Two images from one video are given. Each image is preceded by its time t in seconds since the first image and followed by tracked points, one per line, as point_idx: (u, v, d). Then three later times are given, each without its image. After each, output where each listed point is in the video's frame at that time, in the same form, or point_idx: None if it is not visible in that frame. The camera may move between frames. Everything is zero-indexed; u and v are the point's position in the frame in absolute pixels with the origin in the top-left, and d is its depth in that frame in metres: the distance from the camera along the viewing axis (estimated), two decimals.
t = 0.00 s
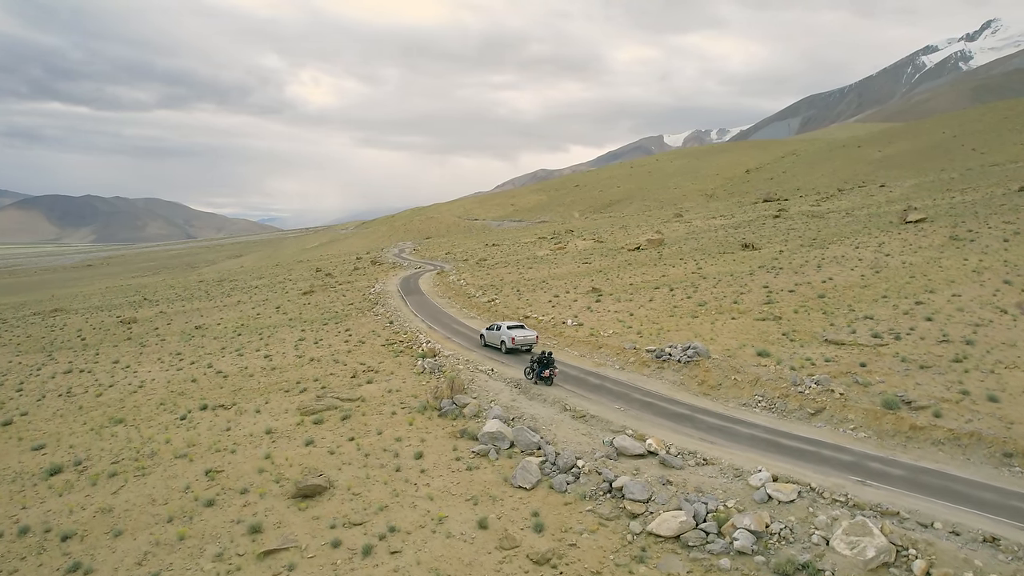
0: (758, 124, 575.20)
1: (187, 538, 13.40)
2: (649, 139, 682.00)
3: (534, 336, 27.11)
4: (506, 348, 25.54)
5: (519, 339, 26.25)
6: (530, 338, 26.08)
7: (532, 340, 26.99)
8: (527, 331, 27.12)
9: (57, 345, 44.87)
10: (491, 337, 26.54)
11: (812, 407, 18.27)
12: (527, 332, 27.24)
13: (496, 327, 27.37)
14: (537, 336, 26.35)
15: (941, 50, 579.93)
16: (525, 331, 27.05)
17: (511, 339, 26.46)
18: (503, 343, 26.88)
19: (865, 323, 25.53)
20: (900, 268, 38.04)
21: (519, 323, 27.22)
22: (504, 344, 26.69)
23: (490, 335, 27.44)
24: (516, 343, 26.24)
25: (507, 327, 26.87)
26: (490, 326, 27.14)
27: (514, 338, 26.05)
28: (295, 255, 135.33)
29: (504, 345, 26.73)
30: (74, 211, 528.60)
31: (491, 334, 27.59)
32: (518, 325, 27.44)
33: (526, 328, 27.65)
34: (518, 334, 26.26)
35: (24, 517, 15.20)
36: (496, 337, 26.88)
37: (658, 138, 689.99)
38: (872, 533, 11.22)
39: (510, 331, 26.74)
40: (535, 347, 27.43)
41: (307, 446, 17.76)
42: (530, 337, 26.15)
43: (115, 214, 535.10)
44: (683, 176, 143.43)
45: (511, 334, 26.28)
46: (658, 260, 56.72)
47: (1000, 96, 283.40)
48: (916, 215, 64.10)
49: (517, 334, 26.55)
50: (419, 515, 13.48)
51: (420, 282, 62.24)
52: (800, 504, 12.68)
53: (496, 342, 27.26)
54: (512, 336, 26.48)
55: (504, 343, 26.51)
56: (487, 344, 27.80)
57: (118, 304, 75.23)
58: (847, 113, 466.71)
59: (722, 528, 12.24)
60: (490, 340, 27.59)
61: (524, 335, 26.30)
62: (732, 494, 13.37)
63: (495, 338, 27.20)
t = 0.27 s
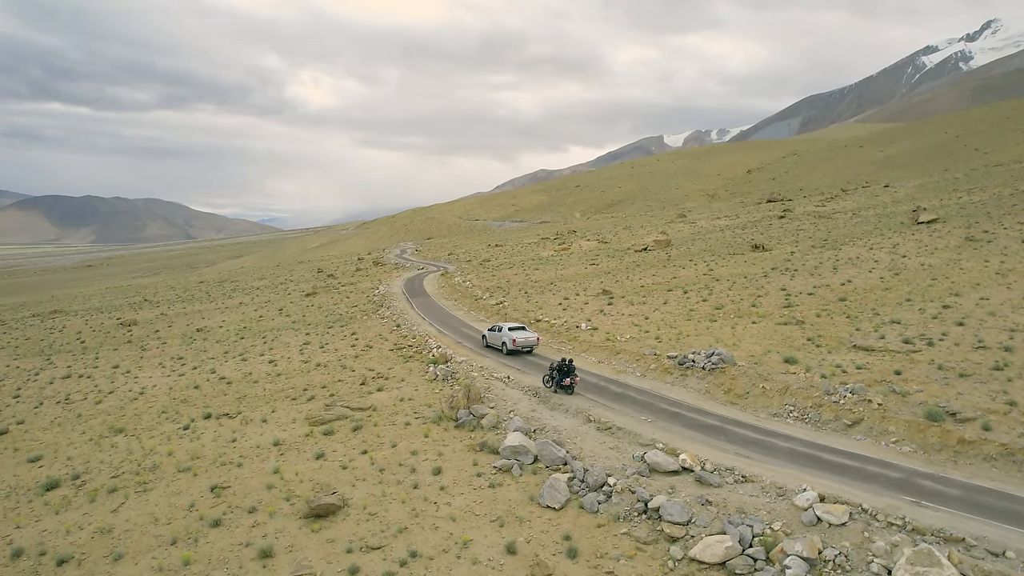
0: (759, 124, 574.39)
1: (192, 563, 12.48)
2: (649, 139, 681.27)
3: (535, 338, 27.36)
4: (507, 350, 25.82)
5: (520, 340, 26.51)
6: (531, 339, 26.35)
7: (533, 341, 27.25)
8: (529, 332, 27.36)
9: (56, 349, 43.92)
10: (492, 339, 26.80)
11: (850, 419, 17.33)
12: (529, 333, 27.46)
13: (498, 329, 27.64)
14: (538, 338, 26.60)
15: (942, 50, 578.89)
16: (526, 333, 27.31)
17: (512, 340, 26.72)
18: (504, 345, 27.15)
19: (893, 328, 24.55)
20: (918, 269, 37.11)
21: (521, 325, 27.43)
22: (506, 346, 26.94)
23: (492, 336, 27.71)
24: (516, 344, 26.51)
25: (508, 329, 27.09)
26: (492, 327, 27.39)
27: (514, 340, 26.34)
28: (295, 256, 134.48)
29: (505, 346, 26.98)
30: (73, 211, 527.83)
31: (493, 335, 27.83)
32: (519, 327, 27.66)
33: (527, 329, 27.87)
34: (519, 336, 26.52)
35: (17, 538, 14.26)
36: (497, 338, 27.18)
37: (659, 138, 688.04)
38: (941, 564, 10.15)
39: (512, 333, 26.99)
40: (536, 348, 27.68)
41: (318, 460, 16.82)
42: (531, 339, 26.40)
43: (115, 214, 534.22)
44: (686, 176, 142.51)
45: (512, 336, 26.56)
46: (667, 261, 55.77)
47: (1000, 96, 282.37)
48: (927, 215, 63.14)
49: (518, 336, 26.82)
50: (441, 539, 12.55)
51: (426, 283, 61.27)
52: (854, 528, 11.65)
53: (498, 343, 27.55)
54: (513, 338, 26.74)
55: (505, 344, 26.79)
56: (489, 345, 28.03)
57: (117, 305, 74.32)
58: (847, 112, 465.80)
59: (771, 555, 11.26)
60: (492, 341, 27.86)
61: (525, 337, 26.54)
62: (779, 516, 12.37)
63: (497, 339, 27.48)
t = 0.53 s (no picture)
0: (759, 124, 573.68)
1: None
2: (649, 139, 680.76)
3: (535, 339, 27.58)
4: (507, 351, 26.05)
5: (520, 341, 26.74)
6: (530, 340, 26.59)
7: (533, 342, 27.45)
8: (528, 333, 27.58)
9: (53, 351, 43.05)
10: (492, 340, 27.00)
11: (884, 430, 16.50)
12: (529, 334, 27.67)
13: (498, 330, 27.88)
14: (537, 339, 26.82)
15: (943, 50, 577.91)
16: (526, 334, 27.53)
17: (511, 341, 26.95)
18: (504, 345, 27.37)
19: (919, 333, 23.71)
20: (935, 271, 36.26)
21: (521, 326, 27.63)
22: (506, 347, 27.18)
23: (493, 337, 27.93)
24: (516, 346, 26.75)
25: (508, 330, 27.28)
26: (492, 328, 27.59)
27: (514, 341, 26.56)
28: (295, 256, 133.75)
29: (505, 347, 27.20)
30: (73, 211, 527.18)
31: (493, 336, 28.05)
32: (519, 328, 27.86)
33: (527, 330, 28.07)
34: (519, 337, 26.72)
35: (8, 558, 13.42)
36: (497, 339, 27.43)
37: (659, 138, 687.38)
38: None
39: (512, 334, 27.20)
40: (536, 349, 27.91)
41: (326, 473, 15.99)
42: (530, 340, 26.64)
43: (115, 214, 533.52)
44: (689, 176, 141.68)
45: (512, 337, 26.79)
46: (676, 262, 54.89)
47: (1002, 96, 280.17)
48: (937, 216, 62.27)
49: (518, 336, 27.06)
50: (462, 563, 11.71)
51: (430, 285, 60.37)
52: (909, 554, 10.79)
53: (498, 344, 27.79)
54: (513, 339, 26.97)
55: (505, 345, 27.01)
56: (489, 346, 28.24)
57: (117, 306, 73.49)
58: (848, 112, 465.05)
59: None
60: (493, 342, 28.09)
61: (524, 338, 26.76)
62: (824, 539, 11.51)
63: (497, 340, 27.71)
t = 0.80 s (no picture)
0: (760, 123, 572.80)
1: None
2: (649, 139, 679.79)
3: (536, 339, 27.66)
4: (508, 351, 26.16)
5: (521, 342, 26.83)
6: (531, 341, 26.68)
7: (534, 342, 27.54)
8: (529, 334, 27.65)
9: (52, 354, 42.18)
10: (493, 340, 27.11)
11: (924, 441, 15.65)
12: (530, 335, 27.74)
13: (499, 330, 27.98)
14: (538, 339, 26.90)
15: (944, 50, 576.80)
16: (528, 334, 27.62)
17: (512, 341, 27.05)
18: (505, 346, 27.47)
19: (947, 337, 22.85)
20: (952, 272, 35.46)
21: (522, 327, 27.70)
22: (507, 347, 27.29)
23: (494, 338, 28.05)
24: (517, 346, 26.84)
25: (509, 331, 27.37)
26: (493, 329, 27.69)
27: (515, 342, 26.67)
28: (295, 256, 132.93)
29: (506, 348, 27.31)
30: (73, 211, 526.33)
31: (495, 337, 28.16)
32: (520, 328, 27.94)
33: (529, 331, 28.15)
34: (520, 337, 26.82)
35: None
36: (498, 340, 27.55)
37: (659, 138, 686.70)
38: None
39: (513, 335, 27.29)
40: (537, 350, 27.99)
41: (336, 488, 15.15)
42: (531, 340, 26.74)
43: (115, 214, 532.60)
44: (691, 176, 140.84)
45: (512, 337, 26.90)
46: (684, 263, 54.03)
47: (1003, 96, 279.19)
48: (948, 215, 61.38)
49: (519, 337, 27.16)
50: None
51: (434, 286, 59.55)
52: None
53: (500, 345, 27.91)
54: (514, 339, 27.06)
55: (505, 346, 27.11)
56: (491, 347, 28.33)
57: (118, 307, 72.68)
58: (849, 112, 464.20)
59: None
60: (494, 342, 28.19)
61: (525, 338, 26.86)
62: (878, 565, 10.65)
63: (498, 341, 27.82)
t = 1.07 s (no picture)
0: (761, 123, 571.47)
1: None
2: (650, 138, 678.03)
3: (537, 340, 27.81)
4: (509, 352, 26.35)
5: (522, 342, 27.03)
6: (533, 341, 26.86)
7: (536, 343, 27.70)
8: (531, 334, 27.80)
9: (48, 357, 41.09)
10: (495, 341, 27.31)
11: (976, 459, 14.63)
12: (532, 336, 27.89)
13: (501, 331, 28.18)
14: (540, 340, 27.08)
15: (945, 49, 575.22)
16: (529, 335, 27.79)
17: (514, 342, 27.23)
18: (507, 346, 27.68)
19: (984, 344, 21.82)
20: (974, 274, 34.42)
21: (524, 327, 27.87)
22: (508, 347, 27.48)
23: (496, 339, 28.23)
24: (518, 347, 27.02)
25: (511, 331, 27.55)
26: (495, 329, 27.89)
27: (516, 342, 26.85)
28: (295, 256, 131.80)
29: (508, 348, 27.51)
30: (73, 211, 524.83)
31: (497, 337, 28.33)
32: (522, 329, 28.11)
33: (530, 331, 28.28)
34: (521, 338, 26.99)
35: None
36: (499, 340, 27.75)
37: (659, 138, 685.23)
38: None
39: (515, 335, 27.47)
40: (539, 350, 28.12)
41: (348, 507, 14.13)
42: (532, 341, 26.92)
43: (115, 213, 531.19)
44: (694, 175, 139.60)
45: (514, 338, 27.11)
46: (694, 263, 52.92)
47: (1005, 95, 277.71)
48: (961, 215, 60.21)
49: (520, 337, 27.37)
50: None
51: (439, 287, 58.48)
52: None
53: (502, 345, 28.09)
54: (516, 340, 27.28)
55: (507, 346, 27.31)
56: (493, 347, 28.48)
57: (117, 308, 71.56)
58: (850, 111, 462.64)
59: None
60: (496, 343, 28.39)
61: (526, 338, 27.03)
62: None
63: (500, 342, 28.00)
